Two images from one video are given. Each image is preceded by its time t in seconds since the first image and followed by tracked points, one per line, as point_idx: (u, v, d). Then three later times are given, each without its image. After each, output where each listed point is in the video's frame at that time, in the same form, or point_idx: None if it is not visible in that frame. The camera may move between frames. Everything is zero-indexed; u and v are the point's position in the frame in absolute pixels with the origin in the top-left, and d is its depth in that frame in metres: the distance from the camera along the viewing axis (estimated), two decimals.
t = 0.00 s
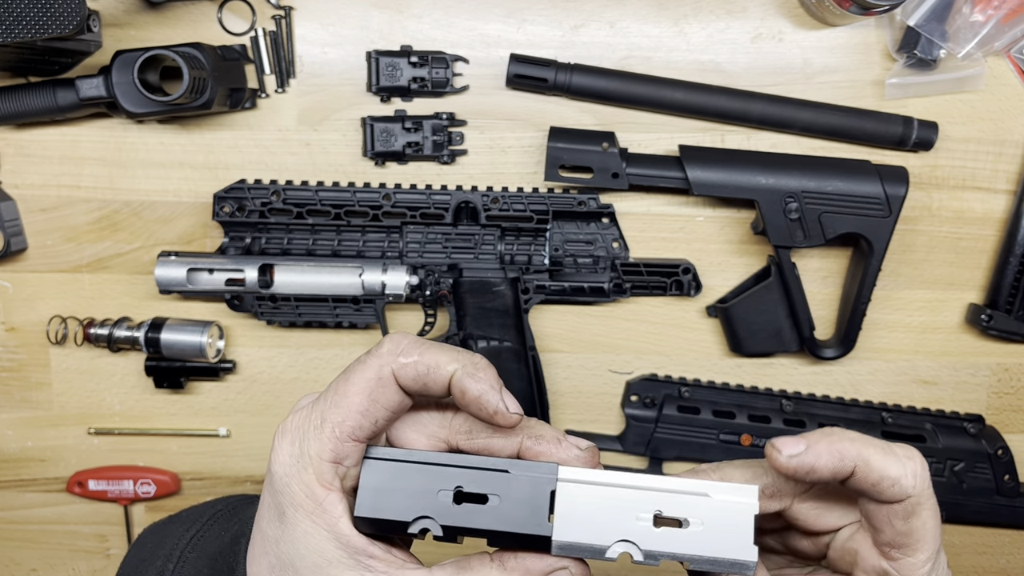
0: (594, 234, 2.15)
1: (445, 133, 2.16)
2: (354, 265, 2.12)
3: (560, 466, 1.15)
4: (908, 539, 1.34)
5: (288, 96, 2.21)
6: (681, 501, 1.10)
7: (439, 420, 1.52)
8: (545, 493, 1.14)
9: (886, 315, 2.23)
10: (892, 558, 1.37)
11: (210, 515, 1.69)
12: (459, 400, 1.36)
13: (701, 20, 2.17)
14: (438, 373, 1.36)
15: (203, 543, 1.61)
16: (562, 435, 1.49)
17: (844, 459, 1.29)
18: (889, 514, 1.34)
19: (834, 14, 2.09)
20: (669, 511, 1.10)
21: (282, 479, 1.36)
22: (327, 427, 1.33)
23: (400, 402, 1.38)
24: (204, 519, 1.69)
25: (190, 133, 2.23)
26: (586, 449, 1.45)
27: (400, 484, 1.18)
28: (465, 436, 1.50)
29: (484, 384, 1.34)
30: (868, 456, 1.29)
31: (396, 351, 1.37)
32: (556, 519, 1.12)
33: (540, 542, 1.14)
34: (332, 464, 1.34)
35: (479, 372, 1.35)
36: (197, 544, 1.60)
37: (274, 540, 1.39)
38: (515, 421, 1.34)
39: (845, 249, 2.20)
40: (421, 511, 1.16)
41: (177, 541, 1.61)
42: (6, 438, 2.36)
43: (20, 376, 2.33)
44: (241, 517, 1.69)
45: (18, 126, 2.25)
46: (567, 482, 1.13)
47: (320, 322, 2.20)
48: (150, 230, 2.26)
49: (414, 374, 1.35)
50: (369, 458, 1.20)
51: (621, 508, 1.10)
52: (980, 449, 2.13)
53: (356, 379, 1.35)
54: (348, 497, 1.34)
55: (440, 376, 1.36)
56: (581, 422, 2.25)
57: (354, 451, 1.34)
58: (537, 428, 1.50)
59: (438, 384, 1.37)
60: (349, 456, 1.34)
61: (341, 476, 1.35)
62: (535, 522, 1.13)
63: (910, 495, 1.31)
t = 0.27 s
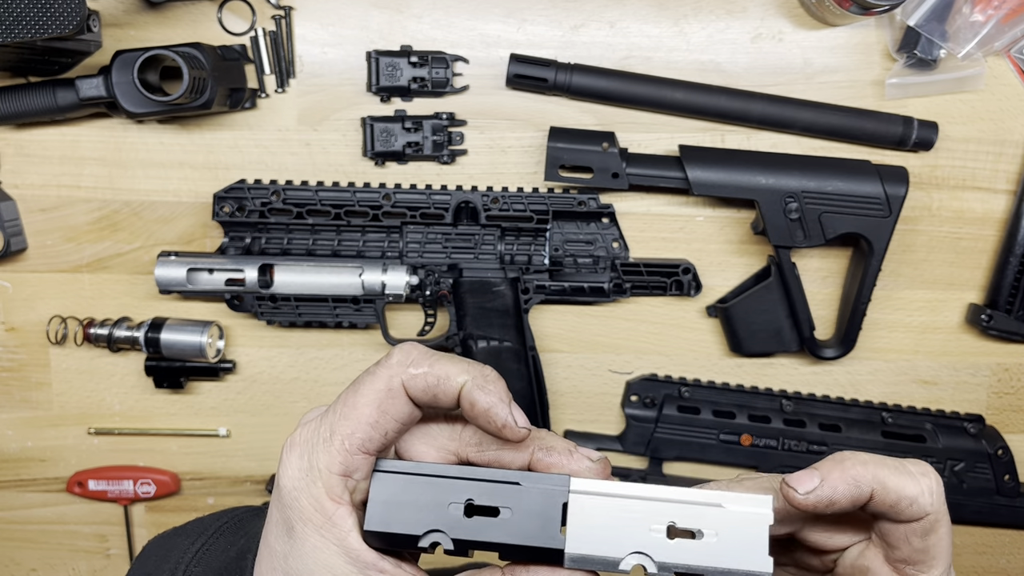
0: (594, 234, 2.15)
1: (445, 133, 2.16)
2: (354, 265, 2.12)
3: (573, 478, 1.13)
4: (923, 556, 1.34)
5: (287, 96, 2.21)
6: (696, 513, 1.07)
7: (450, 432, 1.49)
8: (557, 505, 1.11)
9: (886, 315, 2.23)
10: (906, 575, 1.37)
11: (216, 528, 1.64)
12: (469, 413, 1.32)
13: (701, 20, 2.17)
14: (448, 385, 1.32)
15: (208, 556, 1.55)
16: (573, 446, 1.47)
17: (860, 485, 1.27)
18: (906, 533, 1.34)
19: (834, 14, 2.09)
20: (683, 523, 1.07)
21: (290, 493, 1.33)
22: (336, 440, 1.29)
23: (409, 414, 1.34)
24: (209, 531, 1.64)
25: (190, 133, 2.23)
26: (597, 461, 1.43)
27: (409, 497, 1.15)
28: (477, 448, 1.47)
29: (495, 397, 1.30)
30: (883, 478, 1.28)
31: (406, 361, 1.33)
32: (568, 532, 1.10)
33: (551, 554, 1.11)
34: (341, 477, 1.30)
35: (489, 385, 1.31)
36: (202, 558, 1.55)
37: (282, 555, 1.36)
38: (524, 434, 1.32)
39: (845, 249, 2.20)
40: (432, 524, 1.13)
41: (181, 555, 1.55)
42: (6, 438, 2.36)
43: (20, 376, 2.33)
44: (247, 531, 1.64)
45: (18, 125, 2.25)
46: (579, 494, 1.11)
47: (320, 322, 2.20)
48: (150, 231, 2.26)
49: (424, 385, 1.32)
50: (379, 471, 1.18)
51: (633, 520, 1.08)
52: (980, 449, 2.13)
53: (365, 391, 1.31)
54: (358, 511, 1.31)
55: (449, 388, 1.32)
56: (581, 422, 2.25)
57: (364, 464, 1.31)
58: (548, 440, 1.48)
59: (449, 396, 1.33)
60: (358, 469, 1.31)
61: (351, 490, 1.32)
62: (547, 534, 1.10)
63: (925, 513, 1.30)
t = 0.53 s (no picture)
0: (594, 234, 2.16)
1: (446, 134, 2.17)
2: (354, 265, 2.13)
3: (568, 482, 1.12)
4: (906, 556, 1.34)
5: (288, 96, 2.21)
6: (694, 516, 1.06)
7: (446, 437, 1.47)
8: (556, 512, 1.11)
9: (885, 315, 2.23)
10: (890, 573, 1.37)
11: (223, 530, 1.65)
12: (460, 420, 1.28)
13: (700, 21, 2.17)
14: (437, 393, 1.27)
15: (215, 558, 1.55)
16: (570, 448, 1.46)
17: (839, 490, 1.25)
18: (888, 535, 1.33)
19: (833, 15, 2.10)
20: (681, 527, 1.06)
21: (288, 503, 1.33)
22: (331, 451, 1.28)
23: (403, 422, 1.31)
24: (216, 535, 1.64)
25: (191, 134, 2.24)
26: (593, 464, 1.44)
27: (408, 505, 1.14)
28: (474, 450, 1.47)
29: (486, 404, 1.25)
30: (865, 483, 1.26)
31: (395, 370, 1.29)
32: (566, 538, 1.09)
33: (550, 559, 1.11)
34: (338, 487, 1.30)
35: (481, 391, 1.27)
36: (210, 558, 1.55)
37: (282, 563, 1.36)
38: (518, 439, 1.26)
39: (844, 249, 2.20)
40: (431, 533, 1.12)
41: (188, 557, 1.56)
42: (7, 438, 2.36)
43: (21, 376, 2.34)
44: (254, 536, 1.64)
45: (19, 126, 2.25)
46: (579, 499, 1.10)
47: (321, 322, 2.20)
48: (151, 231, 2.27)
49: (413, 394, 1.27)
50: (377, 479, 1.15)
51: (633, 525, 1.07)
52: (979, 448, 2.13)
53: (357, 402, 1.28)
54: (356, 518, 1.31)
55: (439, 396, 1.27)
56: (581, 422, 2.26)
57: (360, 472, 1.31)
58: (543, 442, 1.46)
59: (439, 404, 1.28)
60: (355, 477, 1.31)
61: (348, 498, 1.31)
62: (546, 539, 1.10)
63: (908, 517, 1.29)
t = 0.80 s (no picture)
0: (593, 234, 2.17)
1: (446, 135, 2.18)
2: (355, 265, 2.14)
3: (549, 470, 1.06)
4: None
5: (289, 97, 2.22)
6: (677, 499, 1.01)
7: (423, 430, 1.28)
8: (538, 501, 1.05)
9: (884, 314, 2.24)
10: None
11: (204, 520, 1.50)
12: (439, 419, 1.16)
13: (700, 22, 2.18)
14: (415, 393, 1.15)
15: (198, 553, 1.42)
16: (550, 434, 1.26)
17: (867, 541, 1.04)
18: None
19: (832, 16, 2.10)
20: (662, 510, 1.01)
21: (267, 505, 1.26)
22: (308, 454, 1.20)
23: (381, 421, 1.20)
24: (195, 527, 1.49)
25: (192, 134, 2.25)
26: (573, 450, 1.23)
27: (388, 503, 1.07)
28: (452, 441, 1.27)
29: (464, 402, 1.13)
30: (894, 534, 1.04)
31: (370, 369, 1.17)
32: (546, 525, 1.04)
33: (533, 548, 1.06)
34: (316, 488, 1.22)
35: (459, 388, 1.14)
36: (190, 551, 1.42)
37: (265, 561, 1.31)
38: (496, 435, 1.13)
39: (843, 249, 2.21)
40: (412, 529, 1.06)
41: (167, 556, 1.42)
42: (8, 437, 2.37)
43: (22, 376, 2.35)
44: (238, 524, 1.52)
45: (20, 126, 2.26)
46: (557, 485, 1.04)
47: (321, 322, 2.21)
48: (152, 231, 2.28)
49: (391, 396, 1.16)
50: (356, 478, 1.08)
51: (612, 508, 1.02)
52: (977, 448, 2.14)
53: (331, 404, 1.18)
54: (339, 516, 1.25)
55: (417, 396, 1.15)
56: (581, 421, 2.26)
57: (339, 473, 1.22)
58: (523, 428, 1.26)
59: (417, 405, 1.17)
60: (334, 478, 1.22)
61: (328, 499, 1.24)
62: (529, 528, 1.05)
63: (943, 571, 1.07)
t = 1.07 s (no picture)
0: (594, 234, 2.17)
1: (446, 134, 2.18)
2: (355, 265, 2.14)
3: (562, 493, 1.07)
4: None
5: (289, 97, 2.22)
6: (688, 520, 1.03)
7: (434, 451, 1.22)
8: (551, 524, 1.05)
9: (884, 315, 2.24)
10: None
11: (206, 527, 1.49)
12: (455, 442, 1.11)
13: (700, 22, 2.18)
14: (431, 416, 1.09)
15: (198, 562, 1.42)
16: (561, 454, 1.19)
17: None
18: None
19: (832, 17, 2.10)
20: (673, 531, 1.03)
21: (275, 524, 1.19)
22: (317, 477, 1.12)
23: (395, 445, 1.14)
24: (197, 533, 1.48)
25: (193, 134, 2.25)
26: (584, 470, 1.17)
27: (400, 523, 1.05)
28: (463, 461, 1.21)
29: (478, 429, 1.10)
30: None
31: (384, 391, 1.10)
32: (559, 547, 1.04)
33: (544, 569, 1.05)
34: (327, 511, 1.14)
35: (474, 413, 1.10)
36: (192, 560, 1.42)
37: None
38: (508, 460, 1.12)
39: (843, 249, 2.21)
40: (423, 550, 1.04)
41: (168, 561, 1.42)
42: (8, 437, 2.37)
43: (22, 376, 2.35)
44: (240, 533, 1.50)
45: (20, 126, 2.26)
46: (570, 506, 1.05)
47: (321, 322, 2.21)
48: (152, 231, 2.28)
49: (406, 419, 1.10)
50: (369, 497, 1.06)
51: (624, 530, 1.03)
52: (977, 447, 2.14)
53: (343, 428, 1.10)
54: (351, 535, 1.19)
55: (434, 421, 1.10)
56: (581, 421, 2.26)
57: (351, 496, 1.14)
58: (536, 447, 1.18)
59: (434, 427, 1.11)
60: (345, 501, 1.14)
61: (339, 520, 1.17)
62: (541, 549, 1.04)
63: None
